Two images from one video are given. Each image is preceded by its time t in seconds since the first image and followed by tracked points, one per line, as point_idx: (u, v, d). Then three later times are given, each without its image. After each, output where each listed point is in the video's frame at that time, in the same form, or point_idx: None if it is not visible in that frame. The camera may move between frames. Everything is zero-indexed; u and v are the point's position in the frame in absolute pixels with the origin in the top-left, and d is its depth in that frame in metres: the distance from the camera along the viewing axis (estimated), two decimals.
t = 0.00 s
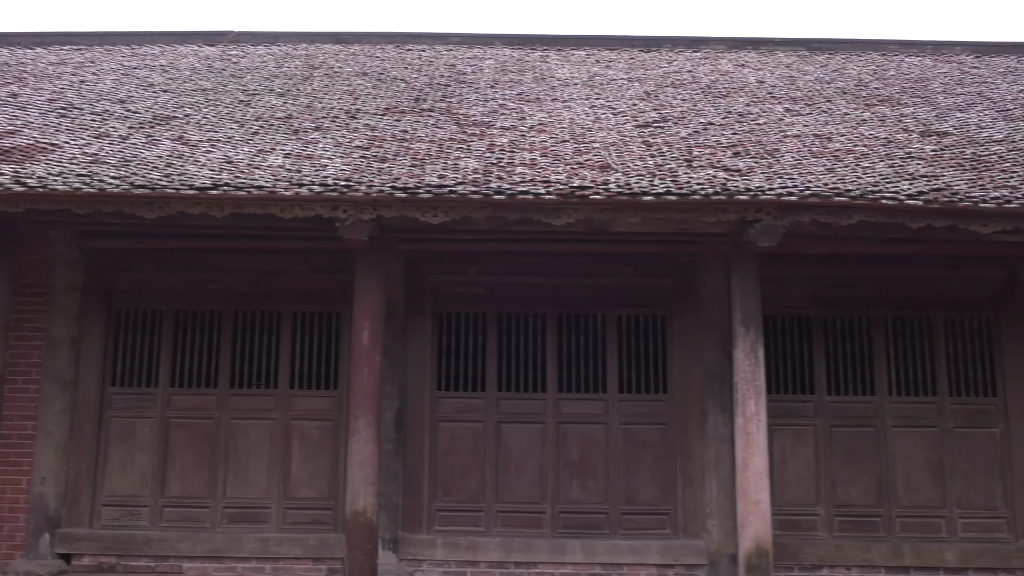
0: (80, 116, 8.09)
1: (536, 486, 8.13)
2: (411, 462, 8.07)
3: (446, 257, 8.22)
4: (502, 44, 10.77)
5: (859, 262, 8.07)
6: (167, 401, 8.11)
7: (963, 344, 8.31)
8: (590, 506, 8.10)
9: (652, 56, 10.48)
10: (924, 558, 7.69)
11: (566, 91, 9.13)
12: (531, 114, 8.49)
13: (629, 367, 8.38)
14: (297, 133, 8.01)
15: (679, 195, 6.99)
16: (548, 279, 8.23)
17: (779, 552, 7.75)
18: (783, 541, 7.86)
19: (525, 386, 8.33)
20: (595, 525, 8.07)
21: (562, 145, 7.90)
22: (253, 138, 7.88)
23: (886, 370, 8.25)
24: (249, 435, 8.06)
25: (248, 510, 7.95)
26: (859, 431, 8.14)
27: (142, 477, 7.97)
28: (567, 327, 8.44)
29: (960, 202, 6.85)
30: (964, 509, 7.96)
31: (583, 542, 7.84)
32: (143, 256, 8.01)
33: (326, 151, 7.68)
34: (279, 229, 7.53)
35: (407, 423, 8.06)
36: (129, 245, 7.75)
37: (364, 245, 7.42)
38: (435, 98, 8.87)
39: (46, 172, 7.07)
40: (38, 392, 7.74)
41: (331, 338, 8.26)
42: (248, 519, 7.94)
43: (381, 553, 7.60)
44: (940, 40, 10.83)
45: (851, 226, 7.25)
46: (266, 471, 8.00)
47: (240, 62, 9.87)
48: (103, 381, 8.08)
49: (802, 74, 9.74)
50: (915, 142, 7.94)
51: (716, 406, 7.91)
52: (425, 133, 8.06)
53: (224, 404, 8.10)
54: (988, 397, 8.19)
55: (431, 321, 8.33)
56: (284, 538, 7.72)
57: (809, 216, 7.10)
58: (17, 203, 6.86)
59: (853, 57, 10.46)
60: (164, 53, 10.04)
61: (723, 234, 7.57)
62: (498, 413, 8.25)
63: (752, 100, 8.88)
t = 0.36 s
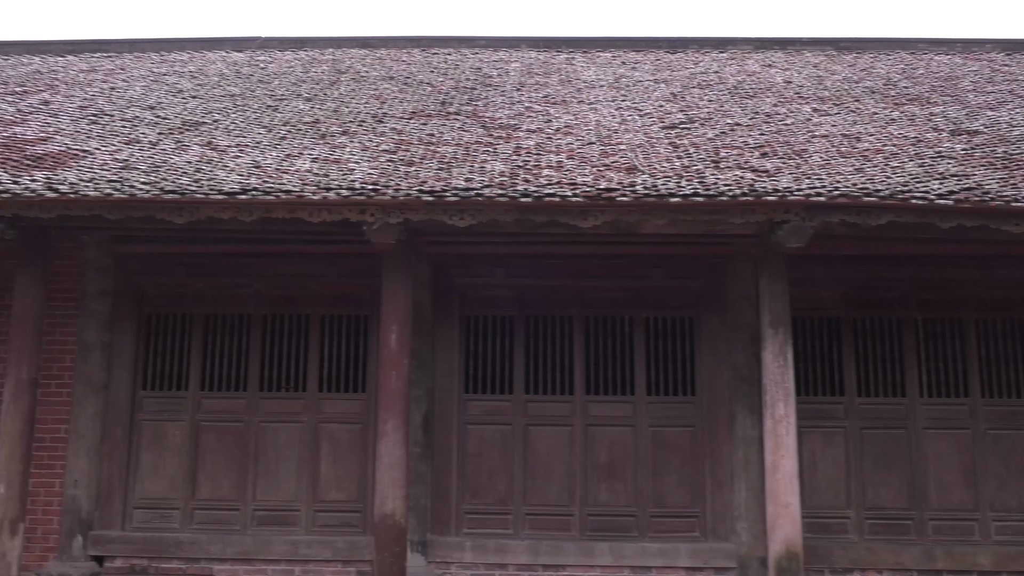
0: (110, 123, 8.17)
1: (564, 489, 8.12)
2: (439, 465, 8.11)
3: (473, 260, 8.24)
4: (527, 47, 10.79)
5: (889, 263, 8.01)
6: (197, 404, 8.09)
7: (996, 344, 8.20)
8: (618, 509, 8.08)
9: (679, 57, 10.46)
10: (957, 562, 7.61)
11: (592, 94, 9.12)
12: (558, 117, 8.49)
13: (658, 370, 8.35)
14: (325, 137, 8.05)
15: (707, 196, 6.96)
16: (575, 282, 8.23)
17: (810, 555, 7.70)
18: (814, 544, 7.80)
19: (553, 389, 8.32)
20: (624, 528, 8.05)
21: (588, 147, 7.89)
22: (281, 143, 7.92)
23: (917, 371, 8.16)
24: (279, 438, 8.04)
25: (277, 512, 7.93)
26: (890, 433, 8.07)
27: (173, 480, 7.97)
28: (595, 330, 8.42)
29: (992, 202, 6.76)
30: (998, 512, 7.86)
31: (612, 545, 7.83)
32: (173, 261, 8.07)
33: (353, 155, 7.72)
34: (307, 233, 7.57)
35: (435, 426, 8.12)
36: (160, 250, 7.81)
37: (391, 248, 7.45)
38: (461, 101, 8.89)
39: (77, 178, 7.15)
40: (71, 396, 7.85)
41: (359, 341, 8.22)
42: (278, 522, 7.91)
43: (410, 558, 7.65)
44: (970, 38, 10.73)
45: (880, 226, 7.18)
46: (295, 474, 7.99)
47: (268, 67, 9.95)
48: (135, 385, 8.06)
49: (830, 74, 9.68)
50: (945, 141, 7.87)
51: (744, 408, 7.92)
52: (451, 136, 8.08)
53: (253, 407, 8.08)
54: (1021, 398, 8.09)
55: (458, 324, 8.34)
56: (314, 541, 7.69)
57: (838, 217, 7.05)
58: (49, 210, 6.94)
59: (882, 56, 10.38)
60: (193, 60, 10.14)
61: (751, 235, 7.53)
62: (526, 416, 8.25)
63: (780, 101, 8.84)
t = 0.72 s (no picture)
0: (148, 133, 8.27)
1: (599, 495, 8.09)
2: (473, 471, 8.12)
3: (507, 267, 8.25)
4: (559, 53, 10.80)
5: (927, 266, 7.92)
6: (234, 411, 8.14)
7: None
8: (654, 515, 8.04)
9: (712, 61, 10.42)
10: (1000, 570, 7.49)
11: (625, 99, 9.11)
12: (591, 122, 8.48)
13: (693, 375, 8.32)
14: (359, 145, 8.09)
15: (742, 200, 6.91)
16: (608, 287, 8.22)
17: (849, 562, 7.61)
18: (853, 551, 7.72)
19: (587, 396, 8.31)
20: (660, 535, 8.01)
21: (622, 152, 7.87)
22: (315, 151, 7.96)
23: (957, 376, 8.06)
24: (315, 444, 8.06)
25: (314, 519, 7.94)
26: (929, 438, 7.98)
27: (211, 486, 8.02)
28: (630, 335, 8.41)
29: None
30: None
31: (648, 552, 7.79)
32: (210, 269, 8.14)
33: (387, 163, 7.75)
34: (342, 240, 7.61)
35: (470, 432, 8.13)
36: (196, 258, 7.88)
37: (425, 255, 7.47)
38: (494, 107, 8.91)
39: (116, 189, 7.23)
40: (110, 404, 7.92)
41: (394, 347, 8.25)
42: (315, 528, 7.92)
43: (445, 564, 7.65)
44: (1008, 38, 10.59)
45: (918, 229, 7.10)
46: (332, 479, 8.00)
47: (302, 76, 10.04)
48: (172, 393, 8.15)
49: (866, 76, 9.60)
50: (985, 142, 7.76)
51: (781, 413, 7.84)
52: (485, 143, 8.09)
53: (290, 414, 8.11)
54: None
55: (493, 331, 8.38)
56: (350, 547, 7.69)
57: (875, 220, 6.97)
58: (89, 220, 7.02)
59: (918, 57, 10.28)
60: (228, 70, 10.25)
61: (787, 239, 7.47)
62: (561, 422, 8.24)
63: (815, 103, 8.77)
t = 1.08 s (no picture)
0: (182, 141, 8.36)
1: (632, 499, 8.08)
2: (505, 475, 8.13)
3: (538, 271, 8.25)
4: (589, 56, 10.80)
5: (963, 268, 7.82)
6: (267, 416, 8.19)
7: None
8: (687, 520, 8.00)
9: (742, 63, 10.38)
10: None
11: (655, 102, 9.08)
12: (621, 126, 8.47)
13: (725, 378, 8.28)
14: (390, 151, 8.12)
15: (774, 203, 6.86)
16: (639, 290, 8.19)
17: (886, 567, 7.54)
18: (889, 557, 7.65)
19: (620, 400, 8.29)
20: (693, 539, 7.97)
21: (652, 156, 7.85)
22: (347, 158, 7.99)
23: (994, 379, 7.96)
24: (347, 449, 8.09)
25: (347, 523, 7.97)
26: (967, 442, 7.88)
27: (245, 491, 8.07)
28: (661, 339, 8.38)
29: None
30: None
31: (682, 557, 7.71)
32: (242, 275, 8.19)
33: (418, 168, 7.77)
34: (373, 246, 7.64)
35: (502, 436, 8.16)
36: (229, 264, 7.94)
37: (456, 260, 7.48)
38: (523, 112, 8.91)
39: (151, 197, 7.30)
40: (146, 409, 7.98)
41: (426, 351, 8.24)
42: (348, 532, 7.95)
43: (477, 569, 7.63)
44: None
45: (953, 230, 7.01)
46: (365, 483, 8.03)
47: (333, 83, 10.11)
48: (207, 398, 8.22)
49: (899, 76, 9.51)
50: (1021, 142, 7.65)
51: (815, 417, 7.82)
52: (515, 148, 8.09)
53: (322, 419, 8.14)
54: None
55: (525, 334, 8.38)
56: (383, 551, 7.69)
57: (909, 221, 6.90)
58: (124, 227, 7.09)
59: (952, 57, 10.17)
60: (260, 78, 10.34)
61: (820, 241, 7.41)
62: (593, 426, 8.23)
63: (847, 104, 8.71)
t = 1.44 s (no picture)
0: (214, 147, 8.43)
1: (664, 502, 8.05)
2: (537, 477, 8.13)
3: (568, 273, 8.25)
4: (618, 58, 10.79)
5: (999, 268, 7.72)
6: (299, 420, 8.22)
7: None
8: (721, 523, 7.96)
9: (773, 63, 10.32)
10: None
11: (685, 103, 9.05)
12: (651, 127, 8.44)
13: (757, 381, 8.23)
14: (420, 155, 8.14)
15: (806, 203, 6.79)
16: (670, 293, 8.17)
17: (922, 570, 7.47)
18: (926, 560, 7.57)
19: (651, 403, 8.28)
20: (727, 542, 7.93)
21: (683, 157, 7.82)
22: (377, 162, 8.02)
23: None
24: (379, 452, 8.10)
25: (379, 526, 7.98)
26: (1005, 444, 7.77)
27: (278, 494, 8.11)
28: (693, 341, 8.34)
29: None
30: None
31: (715, 560, 7.71)
32: (275, 279, 8.24)
33: (448, 172, 7.78)
34: (403, 249, 7.66)
35: (535, 439, 8.16)
36: (261, 269, 7.99)
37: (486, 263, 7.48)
38: (553, 115, 8.91)
39: (184, 202, 7.36)
40: (181, 412, 8.06)
41: (457, 354, 8.23)
42: (381, 535, 7.96)
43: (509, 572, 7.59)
44: None
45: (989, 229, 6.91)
46: (397, 486, 8.04)
47: (364, 88, 10.17)
48: (240, 401, 8.27)
49: (933, 74, 9.42)
50: None
51: (849, 418, 7.71)
52: (545, 150, 8.09)
53: (354, 422, 8.16)
54: None
55: (556, 337, 8.38)
56: (415, 554, 7.69)
57: (943, 221, 6.81)
58: (158, 233, 7.15)
59: (986, 55, 10.06)
60: (290, 83, 10.41)
61: (854, 242, 7.34)
62: (625, 428, 8.22)
63: (880, 104, 8.63)
